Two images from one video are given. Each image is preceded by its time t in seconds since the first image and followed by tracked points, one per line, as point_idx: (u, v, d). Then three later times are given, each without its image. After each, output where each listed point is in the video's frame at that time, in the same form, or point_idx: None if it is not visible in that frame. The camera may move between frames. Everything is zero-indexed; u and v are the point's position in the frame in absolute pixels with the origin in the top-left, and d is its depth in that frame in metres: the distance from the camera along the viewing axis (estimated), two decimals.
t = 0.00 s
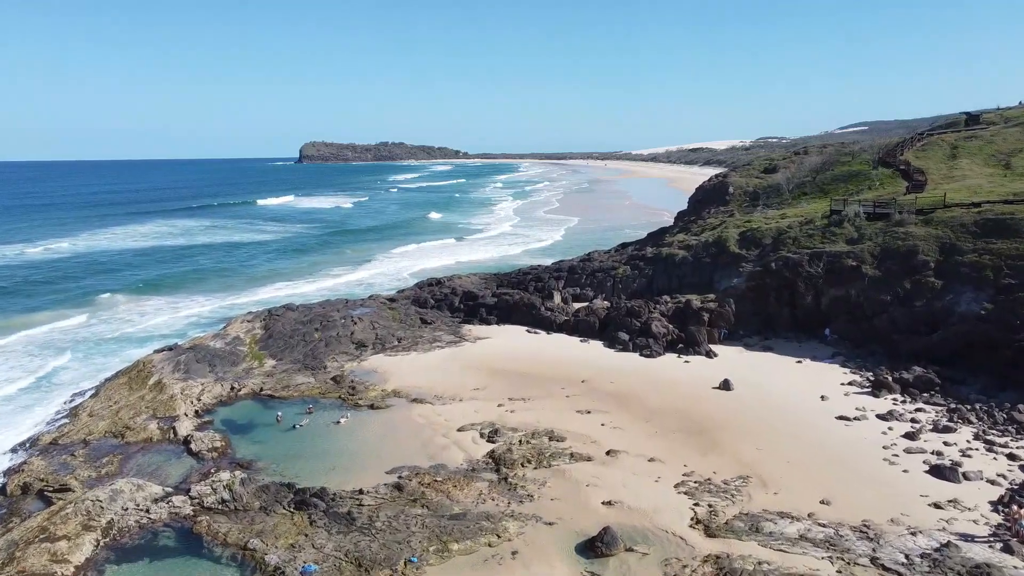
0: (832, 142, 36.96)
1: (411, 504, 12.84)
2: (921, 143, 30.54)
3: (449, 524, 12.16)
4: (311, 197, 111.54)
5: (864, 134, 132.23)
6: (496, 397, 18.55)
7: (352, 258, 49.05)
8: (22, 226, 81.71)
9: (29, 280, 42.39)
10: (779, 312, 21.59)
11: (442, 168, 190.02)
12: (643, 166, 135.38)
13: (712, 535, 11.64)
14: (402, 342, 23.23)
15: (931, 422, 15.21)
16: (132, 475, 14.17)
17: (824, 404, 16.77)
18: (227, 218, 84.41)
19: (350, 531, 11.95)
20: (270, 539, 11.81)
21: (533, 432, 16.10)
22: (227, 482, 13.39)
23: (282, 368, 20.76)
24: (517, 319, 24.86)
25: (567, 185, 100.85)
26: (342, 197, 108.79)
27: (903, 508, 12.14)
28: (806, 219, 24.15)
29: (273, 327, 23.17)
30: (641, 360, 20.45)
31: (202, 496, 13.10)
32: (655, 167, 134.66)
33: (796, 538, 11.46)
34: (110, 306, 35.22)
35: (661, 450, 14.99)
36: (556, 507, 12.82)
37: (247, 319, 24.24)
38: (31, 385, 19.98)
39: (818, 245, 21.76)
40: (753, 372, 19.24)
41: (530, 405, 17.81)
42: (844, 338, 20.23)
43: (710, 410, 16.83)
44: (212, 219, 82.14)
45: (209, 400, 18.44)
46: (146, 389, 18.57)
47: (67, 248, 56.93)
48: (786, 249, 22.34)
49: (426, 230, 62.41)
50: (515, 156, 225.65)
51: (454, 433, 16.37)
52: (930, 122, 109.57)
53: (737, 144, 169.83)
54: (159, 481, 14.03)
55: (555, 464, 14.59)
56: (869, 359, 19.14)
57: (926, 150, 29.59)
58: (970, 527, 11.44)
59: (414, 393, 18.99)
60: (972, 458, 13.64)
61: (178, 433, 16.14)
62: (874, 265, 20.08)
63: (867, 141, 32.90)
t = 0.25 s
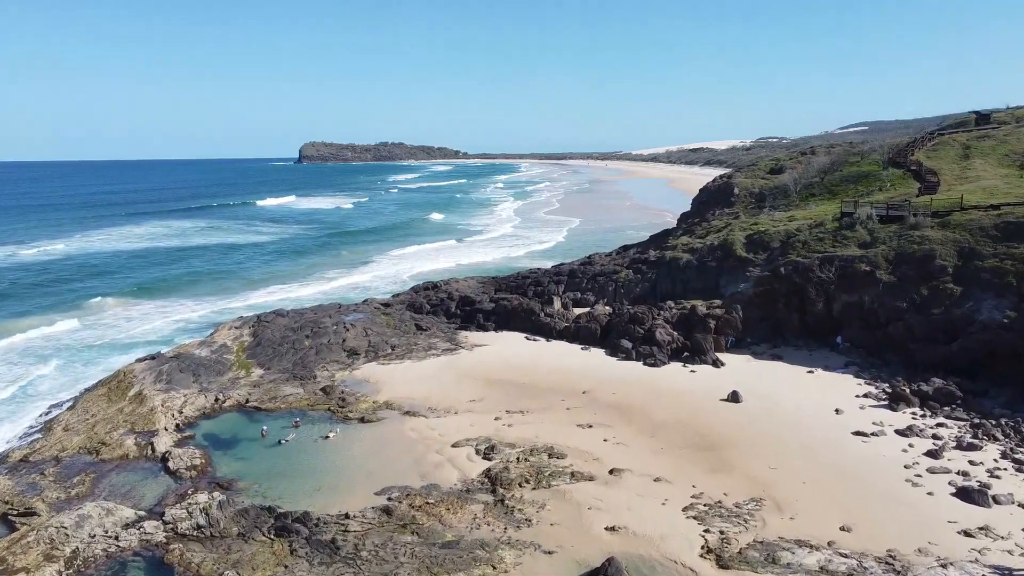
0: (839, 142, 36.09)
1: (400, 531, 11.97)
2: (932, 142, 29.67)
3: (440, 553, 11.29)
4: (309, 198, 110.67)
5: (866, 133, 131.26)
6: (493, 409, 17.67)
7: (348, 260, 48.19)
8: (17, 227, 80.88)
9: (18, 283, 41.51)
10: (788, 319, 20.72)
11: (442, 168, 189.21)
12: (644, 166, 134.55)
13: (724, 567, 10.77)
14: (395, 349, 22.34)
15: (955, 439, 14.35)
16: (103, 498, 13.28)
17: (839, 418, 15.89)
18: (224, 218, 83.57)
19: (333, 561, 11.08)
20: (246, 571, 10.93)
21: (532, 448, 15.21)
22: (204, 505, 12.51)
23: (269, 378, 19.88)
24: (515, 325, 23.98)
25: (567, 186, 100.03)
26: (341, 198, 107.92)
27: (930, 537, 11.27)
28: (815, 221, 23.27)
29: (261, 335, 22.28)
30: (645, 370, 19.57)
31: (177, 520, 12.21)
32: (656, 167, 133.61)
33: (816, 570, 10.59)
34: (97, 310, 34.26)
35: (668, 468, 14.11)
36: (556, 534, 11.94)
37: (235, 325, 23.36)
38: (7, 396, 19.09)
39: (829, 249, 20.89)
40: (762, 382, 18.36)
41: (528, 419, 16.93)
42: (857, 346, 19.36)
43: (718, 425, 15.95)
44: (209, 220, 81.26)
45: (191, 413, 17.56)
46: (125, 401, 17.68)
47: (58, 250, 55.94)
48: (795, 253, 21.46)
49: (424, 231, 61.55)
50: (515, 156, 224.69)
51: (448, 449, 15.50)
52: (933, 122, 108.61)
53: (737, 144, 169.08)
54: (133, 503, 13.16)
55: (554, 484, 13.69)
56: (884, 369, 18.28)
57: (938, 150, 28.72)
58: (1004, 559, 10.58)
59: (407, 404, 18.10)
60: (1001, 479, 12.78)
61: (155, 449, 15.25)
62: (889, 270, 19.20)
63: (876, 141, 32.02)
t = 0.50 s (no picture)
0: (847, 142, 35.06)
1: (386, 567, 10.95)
2: (946, 142, 28.64)
3: None
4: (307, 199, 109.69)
5: (869, 133, 130.36)
6: (489, 425, 16.66)
7: (344, 263, 47.18)
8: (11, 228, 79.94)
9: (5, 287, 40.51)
10: (800, 328, 19.72)
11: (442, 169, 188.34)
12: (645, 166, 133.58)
13: None
14: (388, 359, 21.34)
15: (985, 461, 13.35)
16: (65, 528, 12.26)
17: (858, 436, 14.87)
18: (220, 219, 82.59)
19: None
20: None
21: (530, 470, 14.19)
22: (173, 536, 11.48)
23: (254, 390, 18.86)
24: (513, 333, 22.96)
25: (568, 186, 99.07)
26: (339, 198, 106.93)
27: None
28: (827, 224, 22.24)
29: (247, 344, 21.25)
30: (650, 382, 18.55)
31: (142, 553, 11.18)
32: (657, 167, 132.63)
33: None
34: (82, 315, 33.19)
35: (677, 493, 13.10)
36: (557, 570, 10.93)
37: (220, 333, 22.32)
38: None
39: (843, 254, 19.87)
40: (775, 396, 17.34)
41: (526, 436, 15.91)
42: (873, 357, 18.34)
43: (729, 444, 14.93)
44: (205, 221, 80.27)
45: (169, 429, 16.54)
46: (98, 417, 16.66)
47: (48, 252, 54.86)
48: (807, 258, 20.43)
49: (422, 233, 60.54)
50: (515, 156, 223.60)
51: (441, 470, 14.48)
52: (937, 121, 107.50)
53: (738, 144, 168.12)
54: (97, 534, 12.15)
55: (554, 510, 12.67)
56: (903, 382, 17.26)
57: (952, 149, 27.70)
58: None
59: (398, 420, 17.08)
60: None
61: (126, 471, 14.24)
62: (907, 276, 18.18)
63: (886, 140, 30.99)
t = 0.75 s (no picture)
0: (855, 142, 34.20)
1: None
2: (958, 142, 27.78)
3: None
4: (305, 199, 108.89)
5: (871, 133, 129.65)
6: (485, 440, 15.77)
7: (340, 265, 46.33)
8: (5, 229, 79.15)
9: None
10: (812, 337, 18.84)
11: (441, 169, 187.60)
12: (644, 166, 132.92)
13: None
14: (380, 368, 20.46)
15: (1016, 483, 12.47)
16: (25, 559, 11.37)
17: (878, 454, 13.97)
18: (216, 220, 81.71)
19: None
20: None
21: (528, 491, 13.28)
22: (140, 566, 10.56)
23: (239, 401, 17.98)
24: (511, 340, 22.08)
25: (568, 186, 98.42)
26: (337, 199, 106.09)
27: None
28: (838, 227, 21.34)
29: (233, 352, 20.34)
30: (655, 394, 17.66)
31: None
32: (658, 167, 131.85)
33: None
34: (68, 320, 32.25)
35: (686, 519, 12.21)
36: None
37: (205, 341, 21.40)
38: None
39: (856, 259, 18.98)
40: (787, 409, 16.44)
41: (524, 454, 15.00)
42: (889, 368, 17.44)
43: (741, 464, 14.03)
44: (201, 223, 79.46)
45: (147, 446, 15.63)
46: (72, 432, 15.77)
47: (39, 254, 53.90)
48: (818, 263, 19.53)
49: (420, 234, 59.69)
50: (515, 156, 222.64)
51: (433, 491, 13.57)
52: (940, 121, 106.59)
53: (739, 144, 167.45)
54: (60, 565, 11.25)
55: (554, 538, 11.76)
56: (922, 394, 16.35)
57: (965, 149, 26.82)
58: None
59: (390, 434, 16.18)
60: None
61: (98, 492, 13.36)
62: (925, 283, 17.28)
63: (896, 139, 30.10)
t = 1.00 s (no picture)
0: (863, 141, 33.23)
1: None
2: (972, 141, 26.79)
3: None
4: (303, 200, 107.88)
5: (873, 132, 128.72)
6: (480, 460, 14.75)
7: (335, 269, 45.31)
8: None
9: None
10: (826, 347, 17.83)
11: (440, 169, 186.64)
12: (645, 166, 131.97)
13: None
14: (371, 380, 19.44)
15: None
16: None
17: (903, 478, 12.95)
18: (212, 221, 80.68)
19: None
20: None
21: (526, 519, 12.26)
22: None
23: (220, 416, 16.96)
24: (509, 349, 21.07)
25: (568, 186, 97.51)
26: (335, 199, 105.06)
27: None
28: (852, 231, 20.33)
29: (216, 363, 19.31)
30: (661, 409, 16.64)
31: None
32: (658, 167, 130.92)
33: None
34: (51, 326, 31.12)
35: (698, 552, 11.19)
36: None
37: (187, 351, 20.35)
38: None
39: (873, 265, 17.98)
40: (802, 426, 15.43)
41: (521, 476, 13.97)
42: (909, 381, 16.43)
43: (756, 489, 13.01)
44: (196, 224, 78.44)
45: (117, 467, 14.60)
46: (37, 452, 14.78)
47: (29, 256, 52.85)
48: (832, 269, 18.52)
49: (417, 236, 58.68)
50: (514, 157, 221.59)
51: (423, 518, 12.54)
52: (943, 121, 105.59)
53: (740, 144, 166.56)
54: None
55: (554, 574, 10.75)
56: (946, 411, 15.34)
57: (980, 149, 25.83)
58: None
59: (378, 454, 15.17)
60: None
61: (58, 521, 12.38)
62: (948, 291, 16.28)
63: (907, 139, 29.11)
